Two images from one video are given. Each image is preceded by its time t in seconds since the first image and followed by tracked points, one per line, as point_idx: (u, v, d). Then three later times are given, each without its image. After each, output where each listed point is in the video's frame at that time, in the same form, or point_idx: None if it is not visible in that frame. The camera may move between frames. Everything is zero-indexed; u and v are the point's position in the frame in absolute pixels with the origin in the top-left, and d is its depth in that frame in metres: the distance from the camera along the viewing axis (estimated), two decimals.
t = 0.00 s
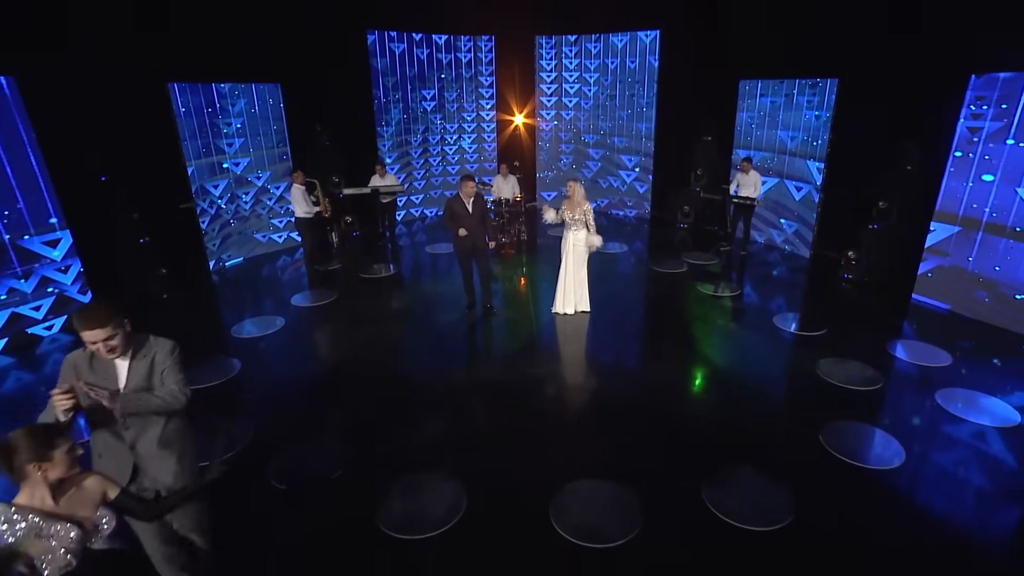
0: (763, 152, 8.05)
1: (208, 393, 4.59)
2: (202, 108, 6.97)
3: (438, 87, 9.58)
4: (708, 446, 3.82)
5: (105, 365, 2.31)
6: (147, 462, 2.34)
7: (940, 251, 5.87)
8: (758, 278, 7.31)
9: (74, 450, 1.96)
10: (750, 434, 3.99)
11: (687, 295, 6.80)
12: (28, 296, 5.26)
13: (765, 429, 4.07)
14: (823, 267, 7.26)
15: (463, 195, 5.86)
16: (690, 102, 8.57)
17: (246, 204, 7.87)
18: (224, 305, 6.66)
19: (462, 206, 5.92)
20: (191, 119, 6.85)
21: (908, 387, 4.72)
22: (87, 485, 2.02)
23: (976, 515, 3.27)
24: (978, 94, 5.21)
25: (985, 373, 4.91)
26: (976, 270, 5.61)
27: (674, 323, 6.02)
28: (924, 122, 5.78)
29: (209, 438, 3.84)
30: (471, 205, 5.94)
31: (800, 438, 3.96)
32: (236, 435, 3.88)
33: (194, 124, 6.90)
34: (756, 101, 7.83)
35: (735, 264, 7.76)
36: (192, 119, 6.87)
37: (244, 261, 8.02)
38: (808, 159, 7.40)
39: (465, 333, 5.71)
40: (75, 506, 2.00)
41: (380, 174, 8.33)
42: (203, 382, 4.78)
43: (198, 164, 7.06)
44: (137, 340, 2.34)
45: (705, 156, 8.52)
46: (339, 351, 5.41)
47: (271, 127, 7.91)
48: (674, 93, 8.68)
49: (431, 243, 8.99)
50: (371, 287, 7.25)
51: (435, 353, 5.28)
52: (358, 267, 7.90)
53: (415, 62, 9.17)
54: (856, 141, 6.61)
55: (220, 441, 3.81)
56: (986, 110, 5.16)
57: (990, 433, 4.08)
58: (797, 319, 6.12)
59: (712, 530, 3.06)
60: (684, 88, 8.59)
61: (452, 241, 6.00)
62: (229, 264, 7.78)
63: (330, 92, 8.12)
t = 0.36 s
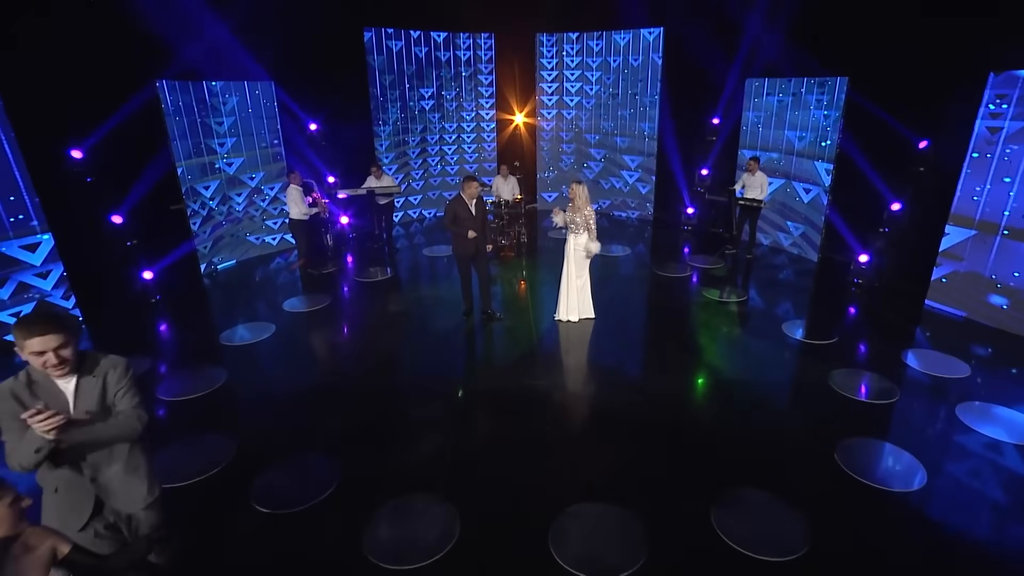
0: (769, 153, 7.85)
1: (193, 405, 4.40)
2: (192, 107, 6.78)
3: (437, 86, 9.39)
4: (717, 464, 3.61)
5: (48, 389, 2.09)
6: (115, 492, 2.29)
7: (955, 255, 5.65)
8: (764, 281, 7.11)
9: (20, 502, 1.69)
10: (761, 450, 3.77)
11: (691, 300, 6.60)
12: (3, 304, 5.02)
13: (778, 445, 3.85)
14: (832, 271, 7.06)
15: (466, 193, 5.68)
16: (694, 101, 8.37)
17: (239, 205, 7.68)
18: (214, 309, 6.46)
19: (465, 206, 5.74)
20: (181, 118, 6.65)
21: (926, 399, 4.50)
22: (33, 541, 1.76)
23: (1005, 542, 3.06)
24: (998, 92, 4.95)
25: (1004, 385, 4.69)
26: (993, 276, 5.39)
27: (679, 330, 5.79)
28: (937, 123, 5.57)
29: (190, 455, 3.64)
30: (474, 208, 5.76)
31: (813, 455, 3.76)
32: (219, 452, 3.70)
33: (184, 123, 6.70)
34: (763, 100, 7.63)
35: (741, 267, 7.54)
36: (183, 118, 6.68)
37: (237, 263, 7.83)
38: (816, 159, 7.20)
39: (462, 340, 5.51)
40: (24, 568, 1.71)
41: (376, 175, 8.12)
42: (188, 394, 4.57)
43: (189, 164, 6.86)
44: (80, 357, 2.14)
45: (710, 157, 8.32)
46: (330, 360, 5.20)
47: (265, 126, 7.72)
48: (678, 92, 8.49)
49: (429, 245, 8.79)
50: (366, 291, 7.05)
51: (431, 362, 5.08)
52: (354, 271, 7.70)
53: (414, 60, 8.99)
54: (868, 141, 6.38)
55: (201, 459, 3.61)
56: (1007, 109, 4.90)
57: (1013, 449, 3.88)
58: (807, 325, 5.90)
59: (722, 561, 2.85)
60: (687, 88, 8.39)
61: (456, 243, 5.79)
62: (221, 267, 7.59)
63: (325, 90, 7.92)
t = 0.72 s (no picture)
0: (775, 153, 7.63)
1: (176, 418, 4.23)
2: (182, 106, 6.59)
3: (435, 85, 9.21)
4: (722, 484, 3.43)
5: None
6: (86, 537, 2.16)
7: (968, 261, 5.45)
8: (770, 285, 6.91)
9: None
10: (769, 468, 3.59)
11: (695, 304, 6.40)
12: None
13: (788, 461, 3.66)
14: (840, 276, 6.85)
15: (474, 195, 5.25)
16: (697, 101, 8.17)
17: (231, 207, 7.49)
18: (204, 314, 6.28)
19: (474, 210, 5.29)
20: (170, 117, 6.46)
21: (941, 411, 4.30)
22: None
23: None
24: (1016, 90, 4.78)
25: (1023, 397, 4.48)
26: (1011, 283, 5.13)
27: (683, 336, 5.60)
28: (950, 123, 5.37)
29: (169, 474, 3.47)
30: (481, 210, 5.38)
31: (824, 474, 3.56)
32: (200, 469, 3.53)
33: (172, 122, 6.50)
34: (769, 99, 7.42)
35: (745, 271, 7.35)
36: (172, 117, 6.50)
37: (229, 266, 7.64)
38: (824, 160, 6.98)
39: (458, 348, 5.32)
40: None
41: (372, 178, 7.88)
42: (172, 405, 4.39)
43: (178, 165, 6.67)
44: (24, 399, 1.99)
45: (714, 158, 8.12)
46: (322, 369, 5.02)
47: (258, 126, 7.53)
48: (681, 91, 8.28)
49: (427, 248, 8.60)
50: (361, 295, 6.86)
51: (426, 371, 4.89)
52: (349, 274, 7.50)
53: (411, 58, 8.81)
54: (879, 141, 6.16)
55: (181, 477, 3.45)
56: None
57: None
58: (814, 332, 5.70)
59: None
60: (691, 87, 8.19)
61: (465, 248, 5.35)
62: (212, 271, 7.41)
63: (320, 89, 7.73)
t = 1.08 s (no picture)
0: (783, 154, 7.44)
1: (157, 432, 4.08)
2: (171, 104, 6.41)
3: (433, 84, 9.03)
4: (731, 502, 3.25)
5: None
6: None
7: (985, 267, 5.24)
8: (775, 289, 6.72)
9: None
10: (778, 485, 3.41)
11: (699, 310, 6.20)
12: None
13: (799, 478, 3.47)
14: (848, 280, 6.64)
15: (475, 197, 5.06)
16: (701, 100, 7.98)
17: (224, 208, 7.31)
18: (193, 319, 6.11)
19: (478, 212, 5.10)
20: (158, 116, 6.27)
21: (958, 424, 4.10)
22: None
23: None
24: None
25: None
26: None
27: (686, 342, 5.40)
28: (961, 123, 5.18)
29: (147, 494, 3.29)
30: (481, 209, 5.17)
31: (833, 491, 3.38)
32: (180, 488, 3.35)
33: (161, 122, 6.32)
34: (777, 98, 7.20)
35: (750, 275, 7.15)
36: (160, 116, 6.31)
37: (220, 269, 7.46)
38: (832, 161, 6.78)
39: (453, 357, 5.14)
40: None
41: (366, 179, 7.77)
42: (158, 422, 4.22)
43: (168, 165, 6.49)
44: None
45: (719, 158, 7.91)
46: (312, 378, 4.85)
47: (251, 126, 7.35)
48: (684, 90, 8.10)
49: (425, 250, 8.42)
50: (354, 300, 6.67)
51: (419, 381, 4.71)
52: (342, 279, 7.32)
53: (409, 56, 8.66)
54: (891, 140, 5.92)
55: (160, 496, 3.27)
56: None
57: None
58: (822, 339, 5.50)
59: None
60: (694, 86, 7.98)
61: (466, 253, 5.17)
62: (203, 275, 7.22)
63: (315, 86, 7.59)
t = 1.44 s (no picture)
0: (788, 154, 7.25)
1: (139, 450, 3.94)
2: (160, 103, 6.25)
3: (431, 83, 8.85)
4: (736, 530, 3.07)
5: None
6: None
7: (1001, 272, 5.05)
8: (780, 294, 6.53)
9: None
10: (791, 504, 3.24)
11: (702, 315, 6.01)
12: None
13: (808, 499, 3.27)
14: (856, 285, 6.45)
15: (459, 199, 4.91)
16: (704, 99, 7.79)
17: (216, 209, 7.15)
18: (182, 325, 5.96)
19: (464, 214, 4.90)
20: (146, 115, 6.11)
21: (978, 437, 3.86)
22: None
23: None
24: None
25: None
26: None
27: (688, 350, 5.20)
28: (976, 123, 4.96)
29: (126, 523, 3.16)
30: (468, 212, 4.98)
31: (849, 511, 3.18)
32: (156, 516, 3.20)
33: (149, 121, 6.16)
34: (783, 97, 7.01)
35: (755, 278, 6.96)
36: (148, 115, 6.15)
37: (213, 272, 7.31)
38: (839, 162, 6.59)
39: (447, 366, 4.97)
40: None
41: (360, 176, 7.63)
42: (137, 439, 4.08)
43: (157, 165, 6.33)
44: None
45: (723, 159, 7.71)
46: (301, 389, 4.68)
47: (244, 126, 7.19)
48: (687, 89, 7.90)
49: (422, 253, 8.26)
50: (347, 304, 6.50)
51: (411, 393, 4.54)
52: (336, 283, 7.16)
53: (406, 54, 8.49)
54: (901, 141, 5.72)
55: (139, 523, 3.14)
56: None
57: None
58: (828, 345, 5.30)
59: None
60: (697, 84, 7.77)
61: (459, 258, 5.02)
62: (194, 278, 7.07)
63: (309, 86, 7.38)
